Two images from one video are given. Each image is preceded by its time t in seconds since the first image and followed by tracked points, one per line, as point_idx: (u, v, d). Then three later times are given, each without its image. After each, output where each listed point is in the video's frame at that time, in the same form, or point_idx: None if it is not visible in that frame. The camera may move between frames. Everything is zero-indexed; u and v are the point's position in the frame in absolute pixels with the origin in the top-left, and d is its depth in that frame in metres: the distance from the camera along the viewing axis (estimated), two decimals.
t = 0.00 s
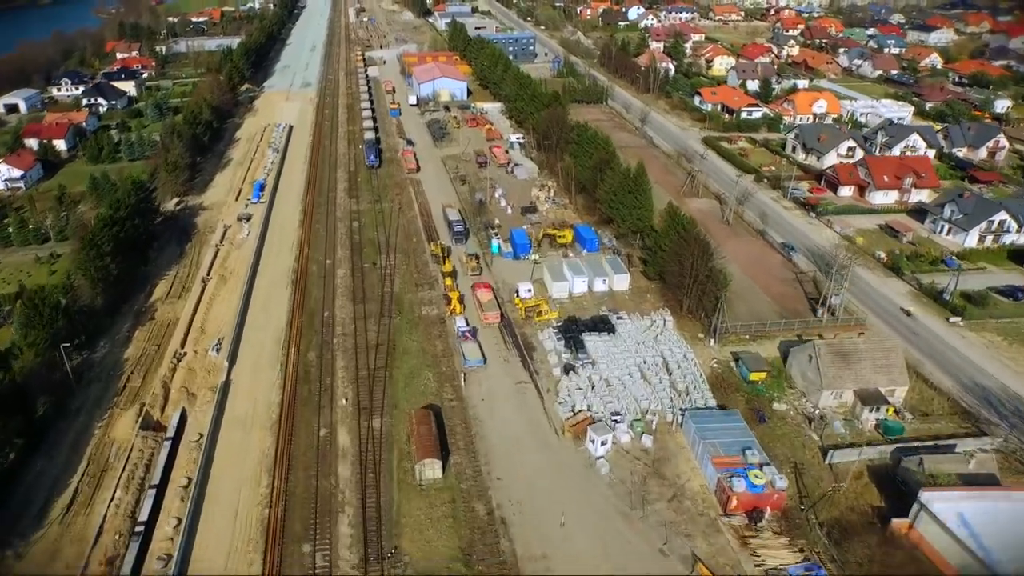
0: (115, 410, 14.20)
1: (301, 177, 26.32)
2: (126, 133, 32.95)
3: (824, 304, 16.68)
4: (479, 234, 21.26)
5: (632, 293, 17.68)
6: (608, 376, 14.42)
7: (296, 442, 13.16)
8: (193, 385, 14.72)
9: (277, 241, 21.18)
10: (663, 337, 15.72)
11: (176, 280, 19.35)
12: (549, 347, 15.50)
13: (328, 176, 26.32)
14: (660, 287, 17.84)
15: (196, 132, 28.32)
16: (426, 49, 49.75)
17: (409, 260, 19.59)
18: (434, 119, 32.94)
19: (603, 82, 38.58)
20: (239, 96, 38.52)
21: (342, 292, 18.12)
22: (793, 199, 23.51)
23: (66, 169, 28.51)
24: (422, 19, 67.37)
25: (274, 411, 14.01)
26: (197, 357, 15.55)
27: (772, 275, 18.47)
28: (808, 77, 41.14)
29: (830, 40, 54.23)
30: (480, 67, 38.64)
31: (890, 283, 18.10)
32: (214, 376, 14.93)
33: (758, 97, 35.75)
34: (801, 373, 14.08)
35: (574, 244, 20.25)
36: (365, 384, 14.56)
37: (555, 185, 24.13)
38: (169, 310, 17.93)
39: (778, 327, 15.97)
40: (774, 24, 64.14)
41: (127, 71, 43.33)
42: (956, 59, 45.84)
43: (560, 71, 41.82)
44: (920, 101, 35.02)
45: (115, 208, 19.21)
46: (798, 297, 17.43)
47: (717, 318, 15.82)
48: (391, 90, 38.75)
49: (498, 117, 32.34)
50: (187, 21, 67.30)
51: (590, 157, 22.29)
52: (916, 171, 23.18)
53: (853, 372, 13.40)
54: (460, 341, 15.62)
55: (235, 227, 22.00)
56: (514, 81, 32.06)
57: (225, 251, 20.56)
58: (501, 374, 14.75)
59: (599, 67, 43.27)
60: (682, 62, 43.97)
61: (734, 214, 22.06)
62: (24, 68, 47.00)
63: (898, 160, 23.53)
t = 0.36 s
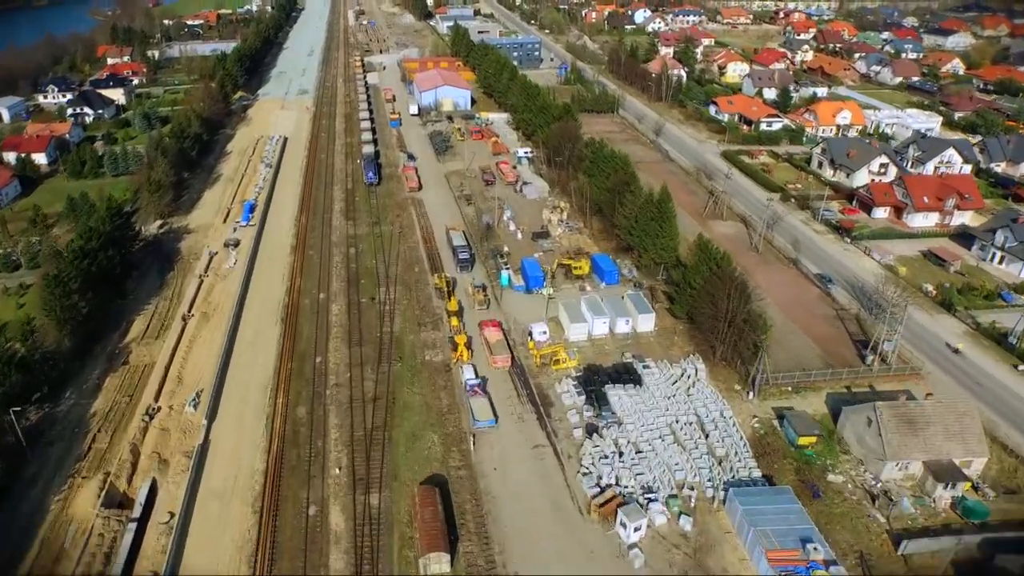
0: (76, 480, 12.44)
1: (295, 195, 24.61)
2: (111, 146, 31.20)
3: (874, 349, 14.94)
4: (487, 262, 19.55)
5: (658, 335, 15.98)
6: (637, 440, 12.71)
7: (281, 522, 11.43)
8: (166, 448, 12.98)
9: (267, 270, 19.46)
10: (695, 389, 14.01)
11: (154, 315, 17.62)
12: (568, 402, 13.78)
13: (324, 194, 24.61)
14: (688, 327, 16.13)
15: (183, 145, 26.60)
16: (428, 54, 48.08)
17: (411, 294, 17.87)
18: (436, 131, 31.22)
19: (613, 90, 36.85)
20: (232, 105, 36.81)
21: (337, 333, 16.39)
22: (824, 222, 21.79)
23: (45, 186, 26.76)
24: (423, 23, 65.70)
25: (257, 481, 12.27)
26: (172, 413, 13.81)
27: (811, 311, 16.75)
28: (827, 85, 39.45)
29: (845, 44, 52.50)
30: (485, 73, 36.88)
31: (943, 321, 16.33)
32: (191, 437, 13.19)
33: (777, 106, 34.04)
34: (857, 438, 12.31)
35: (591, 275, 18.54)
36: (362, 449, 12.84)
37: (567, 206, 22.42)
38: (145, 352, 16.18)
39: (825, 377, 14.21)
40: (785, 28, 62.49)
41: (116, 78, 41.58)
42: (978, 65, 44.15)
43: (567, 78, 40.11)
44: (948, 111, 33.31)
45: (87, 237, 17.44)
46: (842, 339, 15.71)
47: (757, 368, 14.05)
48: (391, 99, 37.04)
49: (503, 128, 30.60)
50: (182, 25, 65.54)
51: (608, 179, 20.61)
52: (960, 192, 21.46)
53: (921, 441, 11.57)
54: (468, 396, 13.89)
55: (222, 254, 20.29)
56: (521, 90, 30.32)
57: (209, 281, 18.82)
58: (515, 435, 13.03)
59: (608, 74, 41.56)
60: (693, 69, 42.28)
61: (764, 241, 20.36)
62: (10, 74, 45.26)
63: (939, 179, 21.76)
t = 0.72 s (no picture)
0: (23, 570, 10.67)
1: (286, 216, 22.88)
2: (95, 159, 29.48)
3: (938, 409, 13.20)
4: (496, 297, 17.85)
5: (691, 387, 14.24)
6: (675, 524, 10.97)
7: None
8: (131, 531, 11.22)
9: (254, 304, 17.73)
10: (735, 456, 12.28)
11: (128, 358, 15.89)
12: (593, 474, 12.08)
13: (318, 215, 22.88)
14: (723, 378, 14.38)
15: (169, 161, 24.87)
16: (429, 59, 46.39)
17: (413, 336, 16.14)
18: (438, 143, 29.45)
19: (625, 99, 35.10)
20: (224, 115, 35.08)
21: (329, 383, 14.66)
22: (861, 247, 20.01)
23: (20, 205, 25.01)
24: (424, 26, 63.98)
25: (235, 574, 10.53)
26: (140, 485, 12.05)
27: (858, 356, 15.01)
28: (846, 93, 37.79)
29: (861, 48, 50.77)
30: (489, 80, 35.10)
31: (1010, 370, 14.57)
32: (160, 517, 11.44)
33: (797, 117, 32.29)
34: (936, 526, 10.55)
35: (610, 313, 16.81)
36: (356, 533, 11.11)
37: (582, 230, 20.70)
38: (114, 404, 14.41)
39: (888, 444, 12.42)
40: (797, 31, 60.78)
41: (105, 85, 39.89)
42: (1003, 71, 42.40)
43: (575, 85, 38.44)
44: (979, 121, 31.56)
45: (52, 272, 15.69)
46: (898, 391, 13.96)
47: (809, 435, 12.22)
48: (391, 107, 35.28)
49: (509, 140, 28.82)
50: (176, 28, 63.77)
51: (628, 203, 18.89)
52: (1011, 216, 19.70)
53: (1016, 535, 9.84)
54: (479, 466, 12.12)
55: (205, 285, 18.55)
56: (528, 100, 28.58)
57: (190, 318, 17.06)
58: (533, 516, 11.30)
59: (617, 82, 39.82)
60: (706, 75, 40.61)
61: (798, 272, 18.63)
62: None
63: (987, 202, 19.99)
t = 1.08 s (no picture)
0: None
1: (279, 240, 21.14)
2: (78, 174, 27.72)
3: None
4: (511, 338, 16.10)
5: (736, 452, 12.50)
6: None
7: None
8: None
9: (241, 346, 15.97)
10: (796, 545, 10.51)
11: (98, 411, 14.10)
12: (631, 568, 10.30)
13: (314, 240, 21.11)
14: (772, 442, 12.64)
15: (154, 179, 23.12)
16: (432, 64, 44.70)
17: (419, 387, 14.39)
18: (442, 157, 27.71)
19: (638, 108, 33.40)
20: (217, 125, 33.36)
21: (325, 447, 12.90)
22: (909, 278, 18.21)
23: None
24: (425, 29, 62.34)
25: None
26: None
27: (924, 413, 13.26)
28: (869, 101, 36.14)
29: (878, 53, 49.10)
30: (495, 86, 33.35)
31: None
32: None
33: (822, 128, 30.59)
34: None
35: (639, 360, 15.06)
36: None
37: (602, 260, 18.99)
38: (78, 470, 12.62)
39: (975, 531, 10.66)
40: (810, 35, 59.09)
41: (93, 92, 38.12)
42: None
43: (585, 93, 36.75)
44: (1015, 133, 29.88)
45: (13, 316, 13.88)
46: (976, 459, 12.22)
47: (885, 522, 10.45)
48: (393, 117, 33.56)
49: (518, 153, 27.05)
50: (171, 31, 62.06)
51: (656, 232, 17.16)
52: None
53: None
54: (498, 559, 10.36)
55: (188, 323, 16.81)
56: (539, 111, 26.86)
57: (170, 363, 15.29)
58: None
59: (629, 89, 38.12)
60: (721, 83, 38.93)
61: (843, 308, 16.84)
62: None
63: None
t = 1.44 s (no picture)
0: None
1: (273, 269, 19.37)
2: (59, 190, 25.96)
3: None
4: (531, 388, 14.40)
5: (798, 539, 10.74)
6: None
7: None
8: None
9: (228, 398, 14.21)
10: None
11: (62, 480, 12.32)
12: None
13: (311, 268, 19.34)
14: (841, 525, 10.87)
15: (138, 200, 21.37)
16: (435, 69, 43.05)
17: (430, 453, 12.64)
18: (449, 172, 25.96)
19: (656, 119, 31.64)
20: (209, 137, 31.63)
21: (322, 529, 11.15)
22: (971, 314, 16.39)
23: None
24: (428, 32, 60.60)
25: None
26: None
27: (1012, 488, 11.50)
28: (895, 109, 34.44)
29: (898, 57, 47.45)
30: (505, 94, 31.56)
31: None
32: None
33: (851, 139, 28.94)
34: None
35: (679, 418, 13.32)
36: None
37: (628, 294, 17.33)
38: (34, 556, 10.83)
39: None
40: (824, 38, 57.43)
41: (81, 100, 36.39)
42: None
43: (597, 101, 35.05)
44: None
45: None
46: None
47: None
48: (395, 127, 31.78)
49: (530, 168, 25.25)
50: (166, 34, 60.31)
51: (693, 267, 15.44)
52: None
53: None
54: None
55: (169, 370, 15.02)
56: (552, 124, 25.09)
57: (147, 420, 13.51)
58: None
59: (643, 96, 36.35)
60: (739, 90, 37.25)
61: (902, 351, 15.05)
62: None
63: None
